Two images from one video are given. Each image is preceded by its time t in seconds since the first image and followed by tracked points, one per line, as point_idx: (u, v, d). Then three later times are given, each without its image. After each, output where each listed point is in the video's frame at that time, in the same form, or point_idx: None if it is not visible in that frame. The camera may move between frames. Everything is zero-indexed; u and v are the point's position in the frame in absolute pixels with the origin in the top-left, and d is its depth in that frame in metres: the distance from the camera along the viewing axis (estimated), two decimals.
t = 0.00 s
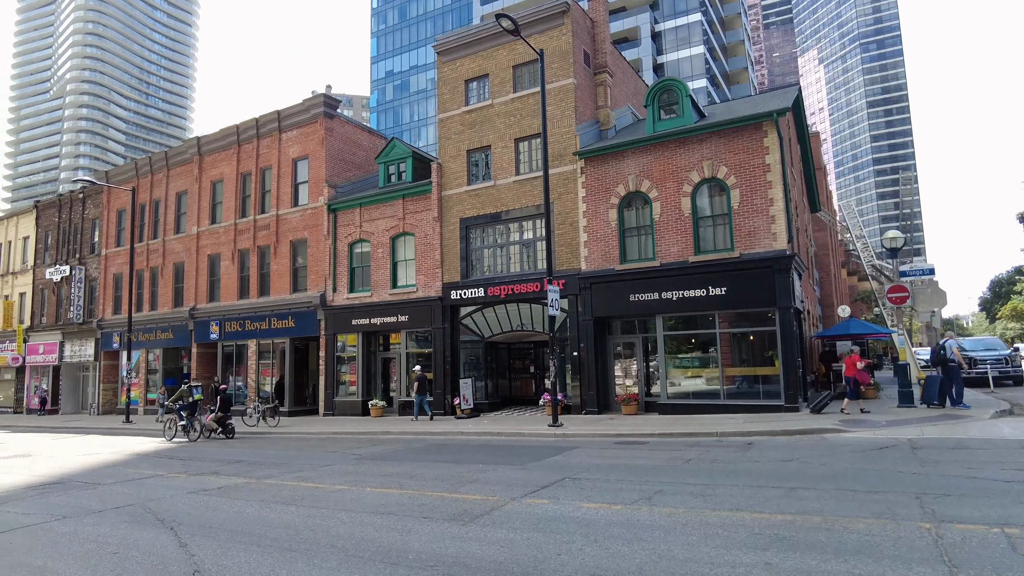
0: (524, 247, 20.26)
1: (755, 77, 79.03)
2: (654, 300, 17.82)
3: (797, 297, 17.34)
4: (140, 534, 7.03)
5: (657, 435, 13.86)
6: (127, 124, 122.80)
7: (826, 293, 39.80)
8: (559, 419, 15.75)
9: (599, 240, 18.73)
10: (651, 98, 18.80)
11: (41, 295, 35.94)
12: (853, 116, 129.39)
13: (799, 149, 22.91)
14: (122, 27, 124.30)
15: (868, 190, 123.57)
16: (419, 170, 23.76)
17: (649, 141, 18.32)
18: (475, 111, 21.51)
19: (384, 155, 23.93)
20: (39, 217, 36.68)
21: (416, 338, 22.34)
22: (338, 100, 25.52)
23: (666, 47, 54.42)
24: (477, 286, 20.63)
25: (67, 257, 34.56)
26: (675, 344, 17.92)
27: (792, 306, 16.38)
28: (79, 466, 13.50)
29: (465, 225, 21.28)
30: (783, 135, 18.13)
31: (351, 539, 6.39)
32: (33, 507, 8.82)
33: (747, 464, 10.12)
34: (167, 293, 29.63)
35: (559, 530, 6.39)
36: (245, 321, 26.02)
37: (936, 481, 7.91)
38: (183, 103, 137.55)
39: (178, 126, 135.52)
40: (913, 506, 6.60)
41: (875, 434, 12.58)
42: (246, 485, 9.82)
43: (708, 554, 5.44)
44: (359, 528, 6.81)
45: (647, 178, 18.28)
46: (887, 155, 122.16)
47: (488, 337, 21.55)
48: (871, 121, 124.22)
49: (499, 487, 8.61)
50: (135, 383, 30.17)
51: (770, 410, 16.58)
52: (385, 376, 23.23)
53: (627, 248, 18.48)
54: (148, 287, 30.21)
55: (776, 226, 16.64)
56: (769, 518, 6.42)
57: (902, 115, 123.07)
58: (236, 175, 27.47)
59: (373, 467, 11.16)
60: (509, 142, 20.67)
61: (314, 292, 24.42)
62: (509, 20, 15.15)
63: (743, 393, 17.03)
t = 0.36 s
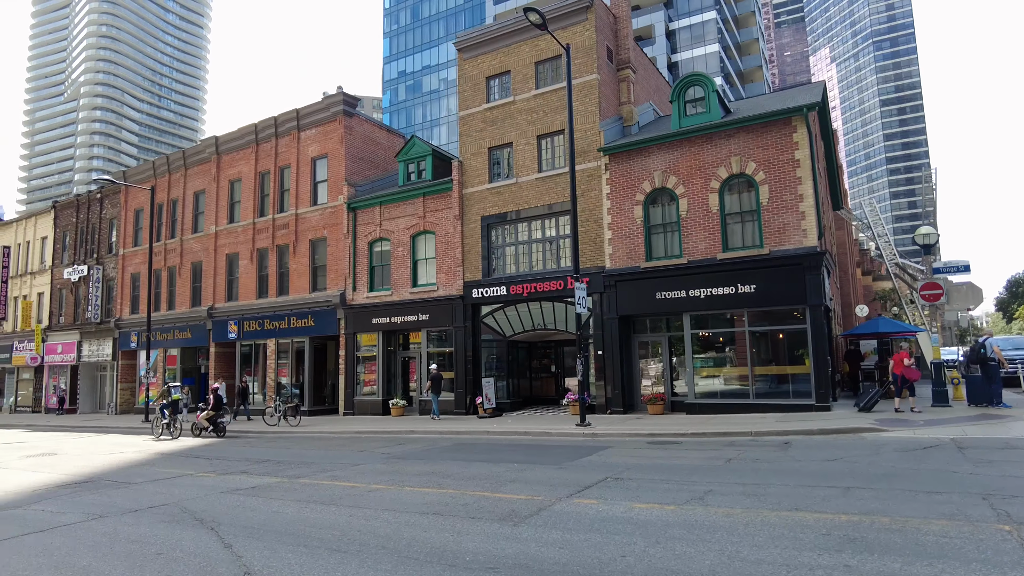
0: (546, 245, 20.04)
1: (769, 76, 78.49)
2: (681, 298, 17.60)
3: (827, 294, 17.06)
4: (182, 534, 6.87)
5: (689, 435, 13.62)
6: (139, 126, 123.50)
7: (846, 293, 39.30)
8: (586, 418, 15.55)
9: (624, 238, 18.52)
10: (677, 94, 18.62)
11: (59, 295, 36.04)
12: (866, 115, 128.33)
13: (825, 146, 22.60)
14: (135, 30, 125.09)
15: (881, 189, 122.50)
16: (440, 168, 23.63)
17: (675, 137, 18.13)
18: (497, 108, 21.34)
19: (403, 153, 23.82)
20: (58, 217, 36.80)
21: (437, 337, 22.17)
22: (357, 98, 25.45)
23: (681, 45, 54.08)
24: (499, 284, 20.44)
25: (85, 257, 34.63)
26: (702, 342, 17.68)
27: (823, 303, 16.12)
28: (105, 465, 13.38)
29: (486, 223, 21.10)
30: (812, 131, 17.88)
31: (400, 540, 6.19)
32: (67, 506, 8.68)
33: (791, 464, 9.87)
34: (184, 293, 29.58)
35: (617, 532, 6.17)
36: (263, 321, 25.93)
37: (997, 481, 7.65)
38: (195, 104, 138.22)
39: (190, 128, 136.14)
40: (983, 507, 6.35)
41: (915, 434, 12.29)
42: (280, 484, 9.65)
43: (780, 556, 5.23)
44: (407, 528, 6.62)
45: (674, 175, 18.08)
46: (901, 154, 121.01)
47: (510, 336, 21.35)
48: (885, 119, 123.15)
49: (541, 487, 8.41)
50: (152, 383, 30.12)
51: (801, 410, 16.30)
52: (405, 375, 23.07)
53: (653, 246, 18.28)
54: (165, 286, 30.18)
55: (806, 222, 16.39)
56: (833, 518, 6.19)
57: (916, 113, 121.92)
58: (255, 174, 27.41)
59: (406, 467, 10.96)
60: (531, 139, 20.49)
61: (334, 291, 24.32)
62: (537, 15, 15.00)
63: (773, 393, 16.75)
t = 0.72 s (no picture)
0: (562, 242, 19.72)
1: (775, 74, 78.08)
2: (701, 295, 17.31)
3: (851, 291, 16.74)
4: (209, 536, 6.58)
5: (714, 434, 13.33)
6: (144, 126, 123.45)
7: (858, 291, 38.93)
8: (606, 418, 15.28)
9: (642, 234, 18.24)
10: (695, 88, 18.35)
11: (66, 295, 35.84)
12: (871, 113, 127.80)
13: (843, 142, 22.26)
14: (138, 31, 125.07)
15: (888, 187, 121.98)
16: (452, 165, 23.37)
17: (693, 132, 17.87)
18: (510, 103, 21.06)
19: (414, 150, 23.54)
20: (65, 217, 36.61)
21: (450, 336, 21.85)
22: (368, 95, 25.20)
23: (688, 43, 53.78)
24: (514, 282, 20.14)
25: (92, 257, 34.42)
26: (722, 340, 17.38)
27: (847, 299, 15.81)
28: (119, 466, 13.11)
29: (500, 219, 20.81)
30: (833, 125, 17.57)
31: (441, 543, 5.90)
32: (85, 508, 8.40)
33: (828, 463, 9.58)
34: (193, 292, 29.33)
35: (669, 534, 5.87)
36: (273, 320, 25.68)
37: None
38: (199, 105, 138.19)
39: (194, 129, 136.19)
40: None
41: (949, 432, 11.99)
42: (304, 484, 9.38)
43: (849, 559, 4.93)
44: (445, 530, 6.33)
45: (693, 170, 17.81)
46: (908, 152, 120.43)
47: (524, 334, 21.06)
48: (891, 118, 122.61)
49: (577, 487, 8.13)
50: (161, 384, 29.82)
51: (825, 408, 15.99)
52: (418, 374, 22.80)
53: (671, 242, 18.00)
54: (174, 286, 29.93)
55: (829, 217, 16.08)
56: (896, 519, 5.90)
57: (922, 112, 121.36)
58: (264, 172, 27.15)
59: (430, 467, 10.68)
60: (546, 135, 20.20)
61: (345, 290, 24.09)
62: (557, 6, 14.75)
63: (795, 391, 16.42)
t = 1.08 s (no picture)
0: (586, 239, 19.38)
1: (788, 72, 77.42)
2: (731, 294, 16.97)
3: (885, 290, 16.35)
4: (254, 546, 6.30)
5: (750, 437, 12.99)
6: (154, 126, 123.78)
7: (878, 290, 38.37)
8: (637, 420, 14.96)
9: (669, 232, 17.94)
10: (723, 83, 18.00)
11: (81, 294, 35.78)
12: (884, 110, 126.74)
13: (870, 138, 21.84)
14: (149, 30, 125.44)
15: (900, 185, 120.93)
16: (471, 162, 23.10)
17: (722, 127, 17.54)
18: (533, 100, 20.79)
19: (433, 148, 23.30)
20: (80, 216, 36.55)
21: (472, 335, 21.57)
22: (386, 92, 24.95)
23: (703, 40, 53.32)
24: (536, 280, 19.81)
25: (107, 256, 34.33)
26: (752, 340, 17.05)
27: (883, 299, 15.42)
28: (144, 468, 12.89)
29: (522, 217, 20.50)
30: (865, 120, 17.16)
31: (500, 556, 5.60)
32: (118, 514, 8.14)
33: (881, 467, 9.24)
34: (209, 291, 29.15)
35: (742, 545, 5.54)
36: (291, 319, 25.47)
37: None
38: (209, 105, 138.57)
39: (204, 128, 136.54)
40: None
41: (997, 434, 11.62)
42: (340, 489, 9.11)
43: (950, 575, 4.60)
44: (502, 541, 6.04)
45: (722, 166, 17.49)
46: (921, 150, 119.32)
47: (547, 334, 20.74)
48: (904, 115, 121.52)
49: (627, 494, 7.82)
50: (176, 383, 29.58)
51: (859, 409, 15.62)
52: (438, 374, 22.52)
53: (700, 240, 17.69)
54: (189, 285, 29.75)
55: (864, 214, 15.71)
56: (982, 530, 5.57)
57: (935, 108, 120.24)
58: (281, 170, 26.94)
59: (466, 471, 10.40)
60: (569, 131, 19.90)
61: (364, 289, 23.90)
62: None
63: (827, 392, 16.09)
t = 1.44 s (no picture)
0: (623, 236, 19.09)
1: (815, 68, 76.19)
2: (775, 290, 16.59)
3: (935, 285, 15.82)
4: (314, 544, 6.12)
5: (802, 436, 12.61)
6: (181, 130, 125.42)
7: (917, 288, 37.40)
8: (681, 419, 14.64)
9: (709, 226, 17.64)
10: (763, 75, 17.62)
11: (114, 295, 36.21)
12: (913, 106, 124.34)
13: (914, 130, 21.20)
14: (176, 35, 127.25)
15: (931, 182, 118.54)
16: (503, 159, 22.92)
17: (763, 119, 17.17)
18: (567, 95, 20.60)
19: (465, 145, 23.17)
20: (113, 217, 37.01)
21: (505, 334, 21.34)
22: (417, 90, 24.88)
23: (730, 36, 52.62)
24: (571, 277, 19.56)
25: (139, 256, 34.69)
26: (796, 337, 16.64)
27: (934, 294, 14.90)
28: (186, 465, 12.85)
29: (556, 214, 20.25)
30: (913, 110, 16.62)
31: (574, 557, 5.34)
32: (169, 511, 8.03)
33: (951, 466, 8.83)
34: (240, 291, 29.30)
35: (831, 546, 5.24)
36: (323, 317, 25.49)
37: None
38: (235, 108, 140.24)
39: (230, 132, 138.15)
40: None
41: None
42: (389, 487, 8.93)
43: None
44: (572, 542, 5.79)
45: (764, 159, 17.12)
46: (952, 146, 116.80)
47: (582, 332, 20.47)
48: (934, 110, 119.07)
49: (690, 494, 7.53)
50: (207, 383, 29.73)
51: (909, 408, 15.13)
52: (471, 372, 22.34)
53: (741, 235, 17.35)
54: (221, 285, 29.92)
55: (913, 207, 15.20)
56: None
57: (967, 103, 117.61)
58: (312, 169, 26.99)
59: (514, 469, 10.18)
60: (605, 126, 19.66)
61: (396, 287, 23.84)
62: None
63: (874, 390, 15.65)
